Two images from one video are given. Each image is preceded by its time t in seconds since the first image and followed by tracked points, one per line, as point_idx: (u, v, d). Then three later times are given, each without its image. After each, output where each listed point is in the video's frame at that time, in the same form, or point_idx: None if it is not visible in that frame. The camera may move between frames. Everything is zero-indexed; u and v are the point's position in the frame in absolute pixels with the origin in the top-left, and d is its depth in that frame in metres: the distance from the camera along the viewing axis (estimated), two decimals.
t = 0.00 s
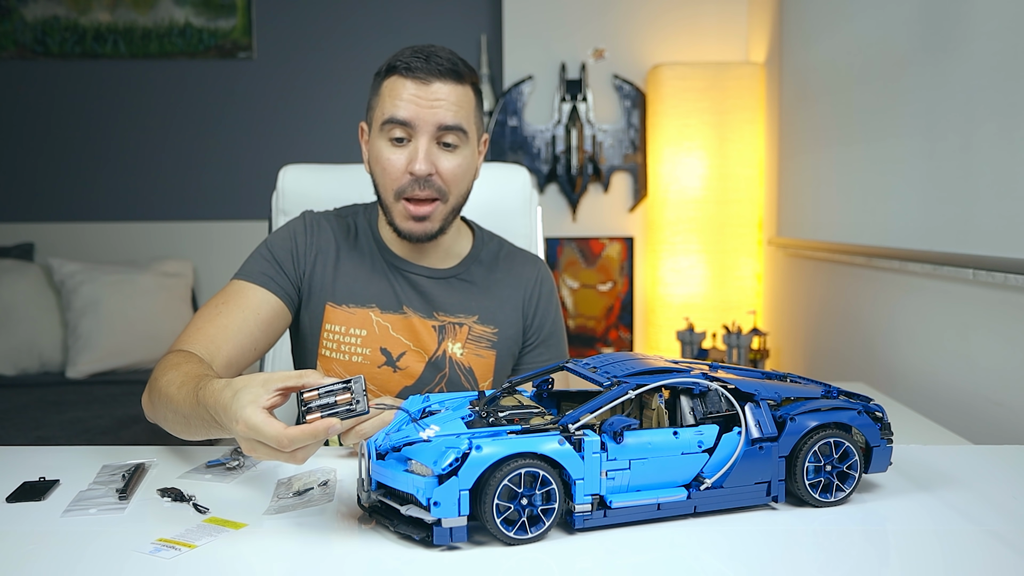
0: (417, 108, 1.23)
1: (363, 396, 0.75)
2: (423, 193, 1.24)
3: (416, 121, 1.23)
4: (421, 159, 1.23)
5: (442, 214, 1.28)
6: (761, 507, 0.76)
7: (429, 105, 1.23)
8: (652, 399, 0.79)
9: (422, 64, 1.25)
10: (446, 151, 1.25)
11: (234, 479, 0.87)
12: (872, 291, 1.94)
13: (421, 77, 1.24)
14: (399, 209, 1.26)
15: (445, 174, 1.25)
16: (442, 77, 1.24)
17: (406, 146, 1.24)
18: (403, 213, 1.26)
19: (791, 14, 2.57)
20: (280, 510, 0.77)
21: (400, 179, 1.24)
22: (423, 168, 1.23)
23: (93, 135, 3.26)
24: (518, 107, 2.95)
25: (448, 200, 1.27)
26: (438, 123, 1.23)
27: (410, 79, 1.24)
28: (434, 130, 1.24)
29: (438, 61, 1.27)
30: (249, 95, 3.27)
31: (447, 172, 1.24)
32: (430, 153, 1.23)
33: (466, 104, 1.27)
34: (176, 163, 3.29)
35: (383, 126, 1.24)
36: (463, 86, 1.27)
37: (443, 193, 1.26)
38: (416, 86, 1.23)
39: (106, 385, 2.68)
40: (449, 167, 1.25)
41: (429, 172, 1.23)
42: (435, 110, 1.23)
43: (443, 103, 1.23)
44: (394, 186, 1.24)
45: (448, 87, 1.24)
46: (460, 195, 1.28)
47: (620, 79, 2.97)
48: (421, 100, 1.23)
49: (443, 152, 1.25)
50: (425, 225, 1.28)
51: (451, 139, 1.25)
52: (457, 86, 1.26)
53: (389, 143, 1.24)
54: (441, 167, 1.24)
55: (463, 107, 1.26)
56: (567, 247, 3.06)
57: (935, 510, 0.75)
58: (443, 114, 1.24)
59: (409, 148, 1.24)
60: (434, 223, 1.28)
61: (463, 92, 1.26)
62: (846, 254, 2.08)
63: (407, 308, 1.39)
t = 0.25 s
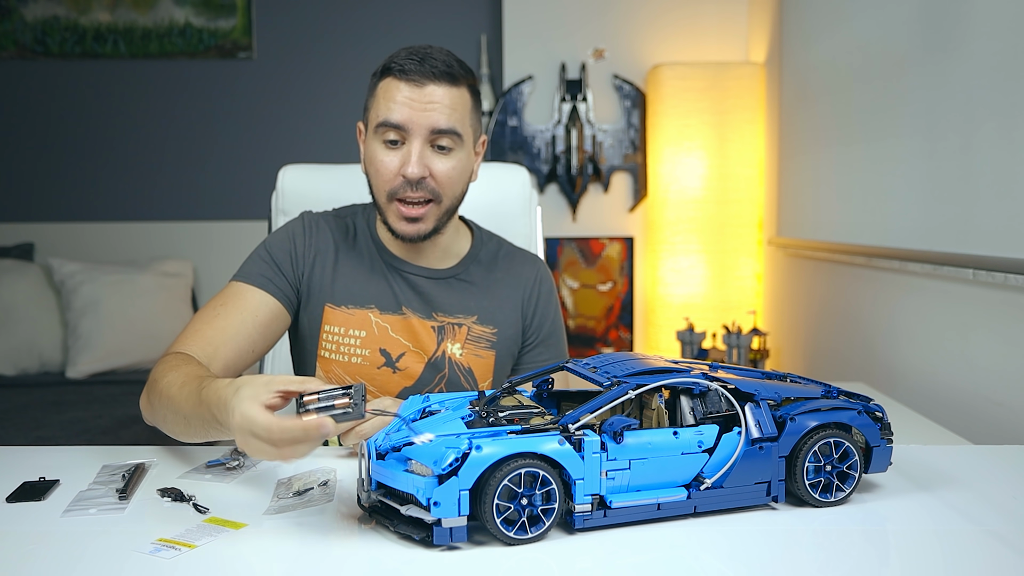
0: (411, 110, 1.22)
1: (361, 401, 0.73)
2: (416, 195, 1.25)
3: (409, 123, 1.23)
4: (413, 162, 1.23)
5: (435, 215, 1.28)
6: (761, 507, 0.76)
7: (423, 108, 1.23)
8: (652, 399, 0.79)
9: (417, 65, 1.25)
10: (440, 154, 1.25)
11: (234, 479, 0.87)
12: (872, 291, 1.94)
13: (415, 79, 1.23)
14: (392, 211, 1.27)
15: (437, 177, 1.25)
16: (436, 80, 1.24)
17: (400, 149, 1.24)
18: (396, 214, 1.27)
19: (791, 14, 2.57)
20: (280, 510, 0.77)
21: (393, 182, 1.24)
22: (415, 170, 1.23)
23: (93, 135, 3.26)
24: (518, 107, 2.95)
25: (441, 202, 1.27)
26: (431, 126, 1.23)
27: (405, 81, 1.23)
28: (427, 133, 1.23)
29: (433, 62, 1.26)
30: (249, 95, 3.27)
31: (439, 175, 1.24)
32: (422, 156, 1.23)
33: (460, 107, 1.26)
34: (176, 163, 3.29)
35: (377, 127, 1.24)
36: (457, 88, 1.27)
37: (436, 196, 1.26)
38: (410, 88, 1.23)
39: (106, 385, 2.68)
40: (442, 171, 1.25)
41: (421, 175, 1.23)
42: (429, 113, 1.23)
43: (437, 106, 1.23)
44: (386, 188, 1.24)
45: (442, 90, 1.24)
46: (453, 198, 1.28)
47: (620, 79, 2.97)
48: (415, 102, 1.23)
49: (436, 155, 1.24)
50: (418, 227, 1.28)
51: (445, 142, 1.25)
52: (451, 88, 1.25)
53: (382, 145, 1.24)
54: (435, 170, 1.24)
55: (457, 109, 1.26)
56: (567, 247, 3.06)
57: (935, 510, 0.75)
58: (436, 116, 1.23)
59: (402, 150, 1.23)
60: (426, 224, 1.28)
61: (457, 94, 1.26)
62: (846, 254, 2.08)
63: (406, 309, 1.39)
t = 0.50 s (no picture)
0: (404, 115, 1.22)
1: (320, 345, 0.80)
2: (409, 200, 1.25)
3: (402, 128, 1.22)
4: (406, 167, 1.22)
5: (429, 220, 1.29)
6: (761, 507, 0.76)
7: (416, 113, 1.22)
8: (652, 399, 0.79)
9: (411, 69, 1.24)
10: (433, 159, 1.25)
11: (234, 479, 0.87)
12: (872, 291, 1.94)
13: (409, 83, 1.23)
14: (386, 214, 1.27)
15: (429, 181, 1.25)
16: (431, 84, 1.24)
17: (393, 154, 1.24)
18: (389, 218, 1.27)
19: (791, 14, 2.57)
20: (280, 510, 0.77)
21: (385, 186, 1.24)
22: (406, 175, 1.22)
23: (93, 135, 3.26)
24: (518, 107, 2.95)
25: (435, 207, 1.27)
26: (424, 132, 1.23)
27: (399, 85, 1.23)
28: (420, 138, 1.23)
29: (428, 66, 1.26)
30: (249, 95, 3.27)
31: (432, 180, 1.24)
32: (415, 160, 1.23)
33: (454, 110, 1.26)
34: (176, 163, 3.29)
35: (371, 131, 1.24)
36: (452, 92, 1.26)
37: (429, 201, 1.26)
38: (404, 93, 1.22)
39: (106, 385, 2.68)
40: (434, 176, 1.25)
41: (414, 180, 1.23)
42: (421, 118, 1.22)
43: (430, 111, 1.23)
44: (379, 192, 1.25)
45: (436, 94, 1.23)
46: (446, 202, 1.28)
47: (620, 79, 2.97)
48: (409, 107, 1.22)
49: (429, 160, 1.24)
50: (411, 231, 1.28)
51: (438, 147, 1.24)
52: (445, 92, 1.25)
53: (376, 149, 1.24)
54: (427, 175, 1.24)
55: (451, 113, 1.25)
56: (567, 247, 3.06)
57: (935, 510, 0.75)
58: (429, 121, 1.23)
59: (395, 155, 1.23)
60: (420, 229, 1.28)
61: (452, 99, 1.26)
62: (847, 254, 2.08)
63: (405, 311, 1.38)
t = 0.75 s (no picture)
0: (385, 129, 1.20)
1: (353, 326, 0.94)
2: (392, 212, 1.24)
3: (385, 142, 1.21)
4: (387, 181, 1.22)
5: (415, 229, 1.29)
6: (761, 507, 0.76)
7: (398, 126, 1.20)
8: (652, 399, 0.79)
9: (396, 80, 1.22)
10: (416, 172, 1.23)
11: (234, 479, 0.87)
12: (872, 291, 1.94)
13: (393, 95, 1.21)
14: (371, 223, 1.28)
15: (412, 194, 1.24)
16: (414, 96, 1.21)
17: (377, 166, 1.23)
18: (375, 227, 1.27)
19: (791, 14, 2.57)
20: (280, 510, 0.77)
21: (369, 198, 1.24)
22: (388, 188, 1.21)
23: (92, 135, 3.26)
24: (518, 107, 2.95)
25: (419, 218, 1.27)
26: (406, 146, 1.21)
27: (381, 97, 1.21)
28: (402, 152, 1.21)
29: (414, 76, 1.23)
30: (249, 95, 3.27)
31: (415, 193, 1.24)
32: (396, 173, 1.22)
33: (439, 123, 1.23)
34: (175, 163, 3.29)
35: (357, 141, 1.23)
36: (437, 103, 1.23)
37: (412, 213, 1.25)
38: (387, 105, 1.20)
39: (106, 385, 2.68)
40: (418, 189, 1.24)
41: (396, 194, 1.22)
42: (403, 132, 1.20)
43: (413, 125, 1.21)
44: (364, 203, 1.25)
45: (418, 107, 1.21)
46: (432, 213, 1.27)
47: (620, 79, 2.97)
48: (391, 120, 1.20)
49: (413, 173, 1.23)
50: (397, 240, 1.29)
51: (421, 161, 1.23)
52: (429, 105, 1.22)
53: (360, 159, 1.23)
54: (411, 188, 1.23)
55: (434, 126, 1.22)
56: (567, 247, 3.06)
57: (935, 510, 0.75)
58: (411, 135, 1.21)
59: (378, 167, 1.22)
60: (405, 238, 1.29)
61: (437, 111, 1.23)
62: (846, 254, 2.08)
63: (403, 310, 1.39)
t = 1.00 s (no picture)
0: (360, 141, 1.20)
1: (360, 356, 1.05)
2: (369, 223, 1.25)
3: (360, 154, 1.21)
4: (363, 192, 1.22)
5: (394, 239, 1.29)
6: (761, 507, 0.76)
7: (372, 139, 1.20)
8: (653, 399, 0.80)
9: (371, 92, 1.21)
10: (392, 183, 1.23)
11: (235, 479, 0.87)
12: (872, 291, 1.94)
13: (367, 107, 1.20)
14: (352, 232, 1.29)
15: (389, 205, 1.24)
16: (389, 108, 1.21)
17: (354, 177, 1.23)
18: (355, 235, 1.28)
19: (791, 14, 2.57)
20: (279, 510, 0.77)
21: (347, 208, 1.24)
22: (364, 200, 1.22)
23: (92, 135, 3.26)
24: (518, 107, 2.95)
25: (397, 228, 1.27)
26: (380, 158, 1.21)
27: (356, 110, 1.20)
28: (377, 164, 1.21)
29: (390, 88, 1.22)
30: (249, 95, 3.27)
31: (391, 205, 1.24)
32: (372, 185, 1.22)
33: (414, 135, 1.23)
34: (175, 163, 3.29)
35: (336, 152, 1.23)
36: (413, 114, 1.23)
37: (390, 223, 1.26)
38: (362, 118, 1.20)
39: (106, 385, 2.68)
40: (394, 200, 1.24)
41: (371, 205, 1.22)
42: (377, 144, 1.20)
43: (387, 138, 1.20)
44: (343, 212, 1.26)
45: (393, 120, 1.21)
46: (410, 223, 1.27)
47: (620, 79, 2.97)
48: (366, 132, 1.20)
49: (389, 184, 1.23)
50: (377, 249, 1.30)
51: (396, 172, 1.22)
52: (404, 117, 1.22)
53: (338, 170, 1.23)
54: (387, 199, 1.24)
55: (410, 138, 1.22)
56: (567, 247, 3.07)
57: (935, 510, 0.75)
58: (386, 147, 1.21)
59: (355, 178, 1.22)
60: (385, 247, 1.29)
61: (412, 123, 1.22)
62: (846, 254, 2.08)
63: (388, 313, 1.40)
